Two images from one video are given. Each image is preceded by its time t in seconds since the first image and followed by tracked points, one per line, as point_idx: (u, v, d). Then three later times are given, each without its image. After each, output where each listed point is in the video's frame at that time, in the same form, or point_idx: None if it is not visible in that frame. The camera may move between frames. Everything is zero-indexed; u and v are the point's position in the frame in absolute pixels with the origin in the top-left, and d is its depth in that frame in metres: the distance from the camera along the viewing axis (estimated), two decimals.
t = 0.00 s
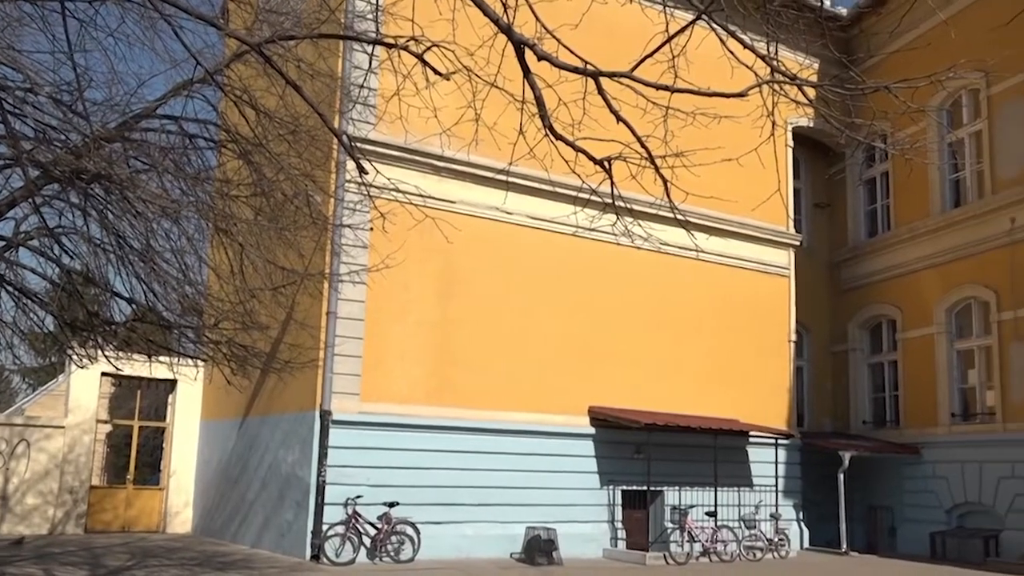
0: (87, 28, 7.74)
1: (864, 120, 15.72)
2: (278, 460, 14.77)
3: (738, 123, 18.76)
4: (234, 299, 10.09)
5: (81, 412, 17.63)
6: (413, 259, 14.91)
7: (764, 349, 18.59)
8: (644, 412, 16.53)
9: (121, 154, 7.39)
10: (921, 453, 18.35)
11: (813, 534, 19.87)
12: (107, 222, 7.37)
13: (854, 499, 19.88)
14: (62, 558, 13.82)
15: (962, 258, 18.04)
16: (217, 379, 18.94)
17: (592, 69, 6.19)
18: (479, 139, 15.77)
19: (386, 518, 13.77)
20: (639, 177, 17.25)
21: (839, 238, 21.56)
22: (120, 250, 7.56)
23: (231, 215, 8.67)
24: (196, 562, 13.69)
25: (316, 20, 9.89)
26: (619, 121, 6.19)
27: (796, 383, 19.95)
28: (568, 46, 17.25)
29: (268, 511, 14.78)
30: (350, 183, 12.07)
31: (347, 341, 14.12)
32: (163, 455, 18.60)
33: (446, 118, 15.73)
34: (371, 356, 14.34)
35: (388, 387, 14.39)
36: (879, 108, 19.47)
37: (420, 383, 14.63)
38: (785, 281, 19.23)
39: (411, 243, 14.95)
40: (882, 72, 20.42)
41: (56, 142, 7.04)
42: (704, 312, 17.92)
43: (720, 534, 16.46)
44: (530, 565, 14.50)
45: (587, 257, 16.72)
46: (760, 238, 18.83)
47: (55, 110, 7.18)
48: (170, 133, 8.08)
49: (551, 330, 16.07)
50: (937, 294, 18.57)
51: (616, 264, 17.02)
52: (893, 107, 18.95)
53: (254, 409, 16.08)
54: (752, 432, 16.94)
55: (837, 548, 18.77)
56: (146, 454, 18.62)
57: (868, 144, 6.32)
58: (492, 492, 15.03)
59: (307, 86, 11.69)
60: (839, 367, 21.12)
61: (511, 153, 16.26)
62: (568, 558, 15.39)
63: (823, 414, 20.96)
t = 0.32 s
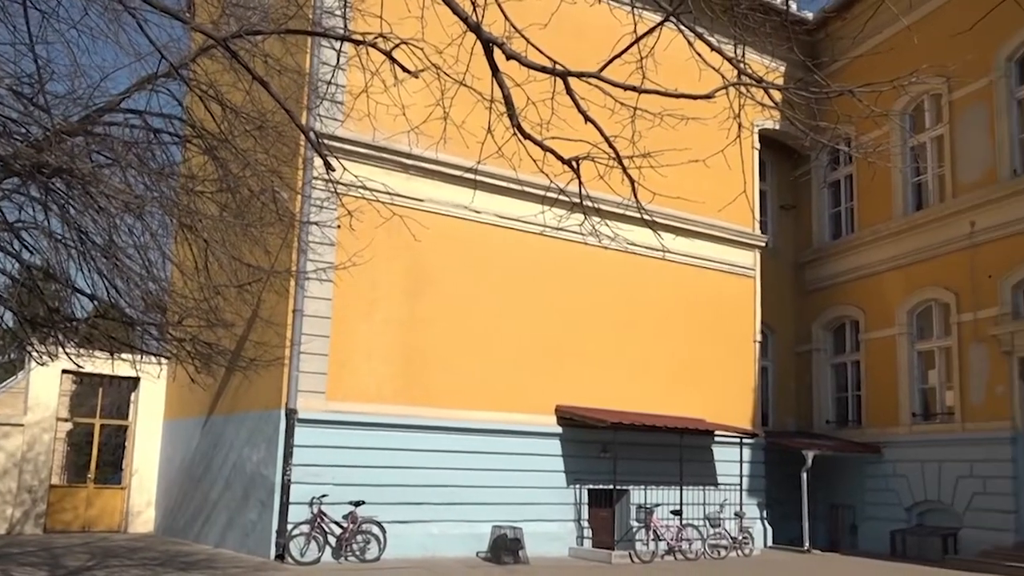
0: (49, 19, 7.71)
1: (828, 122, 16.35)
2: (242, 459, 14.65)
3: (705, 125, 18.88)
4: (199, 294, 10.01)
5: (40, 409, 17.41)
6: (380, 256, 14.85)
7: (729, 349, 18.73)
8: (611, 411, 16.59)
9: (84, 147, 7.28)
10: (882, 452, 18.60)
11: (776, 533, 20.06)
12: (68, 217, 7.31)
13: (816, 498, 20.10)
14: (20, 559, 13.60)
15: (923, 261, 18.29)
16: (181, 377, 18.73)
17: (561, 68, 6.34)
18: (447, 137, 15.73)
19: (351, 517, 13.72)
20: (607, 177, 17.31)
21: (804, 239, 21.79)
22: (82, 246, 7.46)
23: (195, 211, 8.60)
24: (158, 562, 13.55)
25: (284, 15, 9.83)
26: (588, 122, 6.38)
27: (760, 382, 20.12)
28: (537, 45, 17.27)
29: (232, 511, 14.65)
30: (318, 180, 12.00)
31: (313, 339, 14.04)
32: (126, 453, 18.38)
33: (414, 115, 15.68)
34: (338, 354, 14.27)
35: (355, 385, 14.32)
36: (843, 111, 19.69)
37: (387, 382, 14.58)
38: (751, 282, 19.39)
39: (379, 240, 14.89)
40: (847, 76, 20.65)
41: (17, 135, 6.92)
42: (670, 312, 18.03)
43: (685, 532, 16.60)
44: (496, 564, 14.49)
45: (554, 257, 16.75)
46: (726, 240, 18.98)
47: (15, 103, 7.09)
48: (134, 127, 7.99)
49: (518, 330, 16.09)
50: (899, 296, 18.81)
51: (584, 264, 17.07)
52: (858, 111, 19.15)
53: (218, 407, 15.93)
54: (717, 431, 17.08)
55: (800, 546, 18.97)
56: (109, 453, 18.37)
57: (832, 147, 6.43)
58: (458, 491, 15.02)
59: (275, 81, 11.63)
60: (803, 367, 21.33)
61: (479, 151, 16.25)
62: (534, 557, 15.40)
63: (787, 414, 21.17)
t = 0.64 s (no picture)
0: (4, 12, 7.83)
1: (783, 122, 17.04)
2: (198, 457, 14.48)
3: (666, 126, 19.02)
4: (154, 290, 9.97)
5: None
6: (340, 253, 14.76)
7: (688, 349, 18.87)
8: (570, 410, 16.64)
9: (36, 140, 7.20)
10: (836, 451, 18.86)
11: (733, 531, 20.26)
12: (20, 210, 7.41)
13: (772, 496, 20.33)
14: None
15: (879, 263, 18.55)
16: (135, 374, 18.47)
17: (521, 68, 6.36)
18: (408, 134, 15.67)
19: (309, 516, 13.62)
20: (568, 176, 17.37)
21: (762, 240, 22.04)
22: (34, 239, 7.61)
23: (152, 206, 8.45)
24: (111, 562, 13.35)
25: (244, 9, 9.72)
26: (548, 121, 6.42)
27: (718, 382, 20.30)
28: (499, 44, 17.26)
29: (187, 510, 14.47)
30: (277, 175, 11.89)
31: (271, 337, 13.92)
32: (78, 452, 18.08)
33: (375, 112, 15.59)
34: (296, 352, 14.16)
35: (314, 384, 14.22)
36: (801, 115, 19.94)
37: (347, 381, 14.51)
38: (709, 282, 19.56)
39: (339, 237, 14.79)
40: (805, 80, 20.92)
41: None
42: (630, 312, 18.13)
43: (643, 530, 16.65)
44: (454, 563, 14.45)
45: (515, 255, 16.77)
46: (686, 240, 19.12)
47: None
48: (88, 120, 7.84)
49: (478, 328, 16.09)
50: (854, 297, 19.08)
51: (544, 263, 17.10)
52: (815, 114, 19.41)
53: (174, 405, 15.72)
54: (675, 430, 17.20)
55: (756, 543, 19.18)
56: (60, 451, 18.10)
57: (790, 151, 6.52)
58: (417, 489, 14.96)
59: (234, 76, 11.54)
60: (760, 367, 21.56)
61: (440, 149, 16.21)
62: (492, 556, 15.38)
63: (744, 413, 21.38)
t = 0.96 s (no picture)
0: None
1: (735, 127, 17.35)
2: (142, 456, 14.25)
3: (617, 126, 19.14)
4: (97, 284, 10.04)
5: None
6: (290, 250, 14.61)
7: (638, 348, 19.01)
8: (520, 408, 16.68)
9: None
10: (782, 450, 19.17)
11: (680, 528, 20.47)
12: None
13: (719, 494, 20.58)
14: None
15: (825, 265, 18.87)
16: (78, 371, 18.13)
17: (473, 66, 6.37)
18: (359, 130, 15.57)
19: (256, 514, 13.47)
20: (520, 175, 17.40)
21: (711, 241, 22.30)
22: None
23: (96, 199, 8.25)
24: (50, 562, 13.06)
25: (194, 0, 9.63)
26: (501, 120, 6.45)
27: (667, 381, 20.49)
28: (452, 41, 17.21)
29: (130, 509, 14.24)
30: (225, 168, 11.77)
31: (218, 333, 13.73)
32: (17, 450, 17.67)
33: (326, 107, 15.47)
34: (244, 348, 13.99)
35: (262, 380, 14.07)
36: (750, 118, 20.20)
37: (296, 378, 14.39)
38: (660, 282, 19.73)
39: (288, 232, 14.64)
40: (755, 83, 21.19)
41: None
42: (581, 310, 18.22)
43: (592, 528, 16.70)
44: (404, 562, 14.38)
45: (467, 253, 16.76)
46: (637, 240, 19.26)
47: None
48: (28, 109, 7.74)
49: (429, 326, 16.04)
50: (800, 298, 19.38)
51: (495, 261, 17.11)
52: (763, 118, 19.69)
53: (117, 402, 15.45)
54: (625, 429, 17.31)
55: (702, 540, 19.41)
56: None
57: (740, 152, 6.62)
58: (366, 488, 14.89)
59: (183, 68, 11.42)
60: (708, 367, 21.81)
61: (391, 145, 16.13)
62: (442, 554, 15.34)
63: (693, 412, 21.61)
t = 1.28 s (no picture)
0: None
1: (687, 130, 17.42)
2: (85, 454, 13.96)
3: (571, 126, 19.20)
4: (38, 280, 10.91)
5: None
6: (240, 246, 14.43)
7: (591, 348, 19.07)
8: (472, 407, 16.66)
9: None
10: (730, 449, 19.40)
11: (630, 527, 20.61)
12: None
13: (669, 493, 20.76)
14: None
15: (774, 267, 19.12)
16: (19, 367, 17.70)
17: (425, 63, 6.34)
18: (311, 126, 15.43)
19: (203, 514, 13.25)
20: (473, 173, 17.39)
21: (663, 242, 22.49)
22: None
23: (38, 191, 8.09)
24: None
25: None
26: (453, 118, 6.45)
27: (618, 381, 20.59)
28: (406, 38, 17.13)
29: (72, 509, 13.94)
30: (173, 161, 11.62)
31: (165, 330, 13.51)
32: None
33: (278, 102, 15.30)
34: (192, 345, 13.78)
35: (211, 378, 13.89)
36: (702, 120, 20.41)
37: (245, 376, 14.21)
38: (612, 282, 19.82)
39: (238, 228, 14.45)
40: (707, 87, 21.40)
41: None
42: (534, 310, 18.24)
43: (543, 526, 16.60)
44: (353, 562, 14.27)
45: (419, 251, 16.70)
46: (589, 240, 19.34)
47: None
48: None
49: (381, 324, 15.96)
50: (749, 299, 19.63)
51: (448, 260, 17.05)
52: (714, 120, 19.89)
53: (60, 399, 15.12)
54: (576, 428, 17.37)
55: (652, 539, 19.58)
56: None
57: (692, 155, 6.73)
58: (316, 487, 14.76)
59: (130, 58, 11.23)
60: (658, 367, 21.98)
61: (344, 141, 16.01)
62: (392, 554, 15.26)
63: (644, 411, 21.76)
